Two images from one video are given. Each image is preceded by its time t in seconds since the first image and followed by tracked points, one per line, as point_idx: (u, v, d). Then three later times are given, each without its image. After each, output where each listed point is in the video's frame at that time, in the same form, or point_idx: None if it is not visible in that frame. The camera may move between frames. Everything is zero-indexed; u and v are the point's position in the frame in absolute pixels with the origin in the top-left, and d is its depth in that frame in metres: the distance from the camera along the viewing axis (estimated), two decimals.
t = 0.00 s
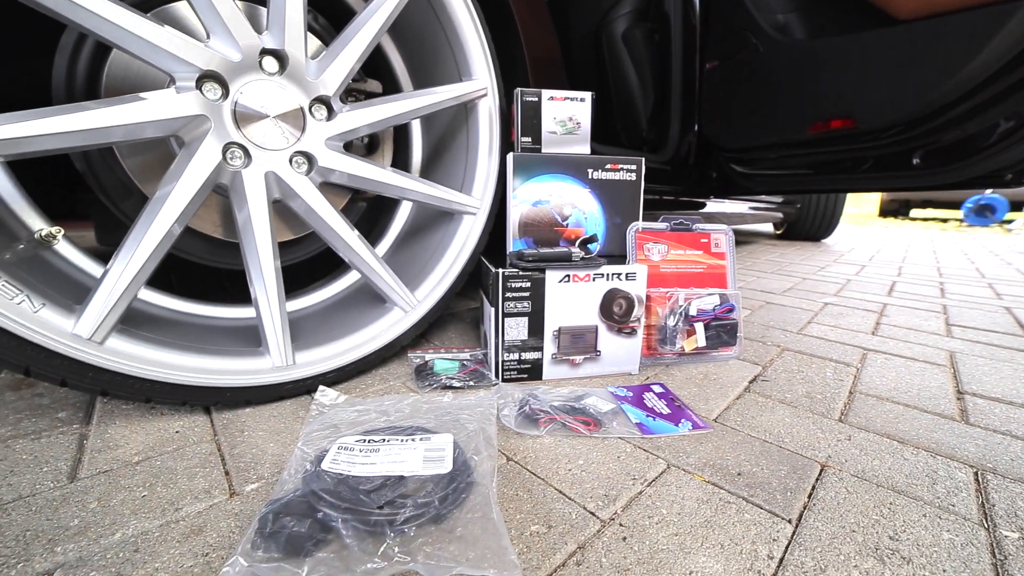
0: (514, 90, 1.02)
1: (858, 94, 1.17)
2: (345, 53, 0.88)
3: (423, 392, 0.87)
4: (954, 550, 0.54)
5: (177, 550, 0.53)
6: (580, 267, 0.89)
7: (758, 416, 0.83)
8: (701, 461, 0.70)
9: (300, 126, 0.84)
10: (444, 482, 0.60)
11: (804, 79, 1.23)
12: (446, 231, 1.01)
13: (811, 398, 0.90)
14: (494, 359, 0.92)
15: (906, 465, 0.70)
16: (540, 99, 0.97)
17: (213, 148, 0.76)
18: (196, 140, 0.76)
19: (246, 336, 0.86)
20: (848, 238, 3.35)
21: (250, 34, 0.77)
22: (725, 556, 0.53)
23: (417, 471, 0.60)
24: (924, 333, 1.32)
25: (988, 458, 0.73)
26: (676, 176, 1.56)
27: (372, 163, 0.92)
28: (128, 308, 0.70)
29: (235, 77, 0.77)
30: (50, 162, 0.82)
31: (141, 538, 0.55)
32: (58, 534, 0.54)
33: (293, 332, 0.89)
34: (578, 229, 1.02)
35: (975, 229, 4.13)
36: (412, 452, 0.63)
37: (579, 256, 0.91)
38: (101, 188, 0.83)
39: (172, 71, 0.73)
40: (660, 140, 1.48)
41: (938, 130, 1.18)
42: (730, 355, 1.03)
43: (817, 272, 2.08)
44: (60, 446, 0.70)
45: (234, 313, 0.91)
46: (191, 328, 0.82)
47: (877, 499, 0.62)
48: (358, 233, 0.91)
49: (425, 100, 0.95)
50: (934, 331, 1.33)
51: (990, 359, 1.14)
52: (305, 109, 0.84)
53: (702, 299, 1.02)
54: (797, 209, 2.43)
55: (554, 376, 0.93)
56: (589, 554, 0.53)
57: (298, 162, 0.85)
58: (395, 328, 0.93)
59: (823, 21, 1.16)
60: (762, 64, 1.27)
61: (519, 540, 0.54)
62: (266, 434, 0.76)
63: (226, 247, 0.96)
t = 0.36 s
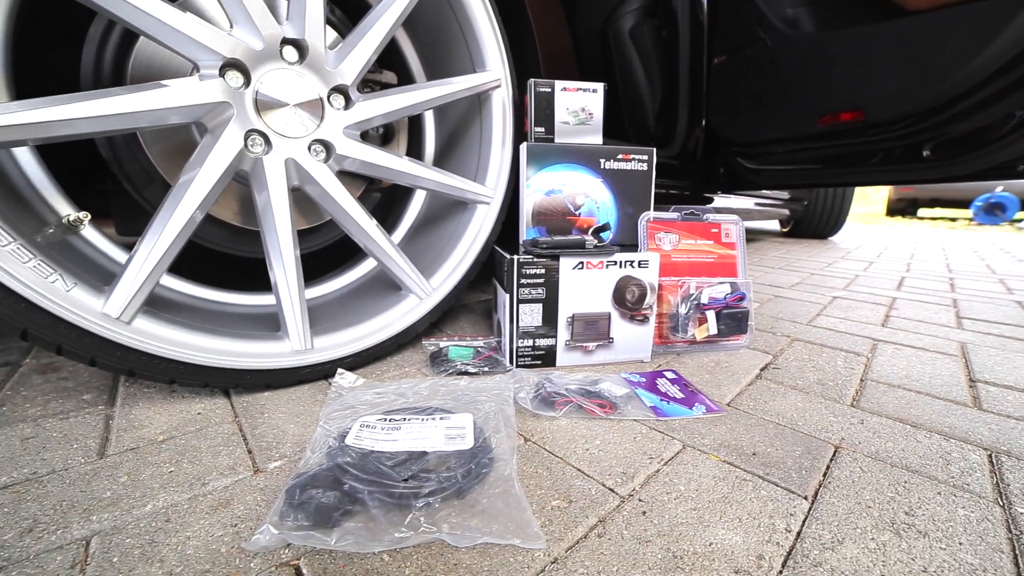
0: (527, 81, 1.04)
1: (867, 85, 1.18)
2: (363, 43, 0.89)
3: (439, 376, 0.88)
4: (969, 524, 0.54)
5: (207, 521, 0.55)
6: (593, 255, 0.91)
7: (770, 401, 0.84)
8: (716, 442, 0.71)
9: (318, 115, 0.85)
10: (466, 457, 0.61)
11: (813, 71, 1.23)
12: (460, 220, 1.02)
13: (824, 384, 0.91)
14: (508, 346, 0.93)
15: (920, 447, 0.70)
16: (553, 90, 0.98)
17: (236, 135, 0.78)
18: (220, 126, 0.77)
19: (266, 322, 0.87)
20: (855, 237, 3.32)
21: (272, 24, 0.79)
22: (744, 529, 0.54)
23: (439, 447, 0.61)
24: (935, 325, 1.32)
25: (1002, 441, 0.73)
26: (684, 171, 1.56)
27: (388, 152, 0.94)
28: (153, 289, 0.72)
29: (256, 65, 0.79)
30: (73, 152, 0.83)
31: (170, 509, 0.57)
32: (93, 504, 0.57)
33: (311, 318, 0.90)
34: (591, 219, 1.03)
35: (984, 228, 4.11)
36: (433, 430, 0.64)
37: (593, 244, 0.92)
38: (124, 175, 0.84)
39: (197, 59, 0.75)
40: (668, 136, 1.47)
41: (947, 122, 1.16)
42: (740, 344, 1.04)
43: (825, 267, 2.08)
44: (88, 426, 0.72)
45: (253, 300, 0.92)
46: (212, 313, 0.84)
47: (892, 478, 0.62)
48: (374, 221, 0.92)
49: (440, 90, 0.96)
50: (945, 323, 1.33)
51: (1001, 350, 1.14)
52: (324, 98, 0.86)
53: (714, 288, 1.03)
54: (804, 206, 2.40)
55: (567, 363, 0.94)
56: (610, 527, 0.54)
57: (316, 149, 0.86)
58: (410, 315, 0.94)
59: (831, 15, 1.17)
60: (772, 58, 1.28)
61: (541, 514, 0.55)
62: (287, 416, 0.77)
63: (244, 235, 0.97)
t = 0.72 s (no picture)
0: (548, 80, 1.04)
1: (887, 82, 1.13)
2: (387, 42, 0.90)
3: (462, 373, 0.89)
4: (1009, 525, 0.54)
5: (244, 514, 0.55)
6: (616, 253, 0.91)
7: (795, 399, 0.83)
8: (743, 439, 0.71)
9: (343, 112, 0.86)
10: (499, 452, 0.61)
11: (830, 69, 1.19)
12: (481, 218, 1.03)
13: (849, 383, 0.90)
14: (531, 343, 0.93)
15: (951, 447, 0.70)
16: (575, 88, 0.99)
17: (263, 133, 0.78)
18: (247, 124, 0.78)
19: (290, 319, 0.88)
20: (867, 237, 3.29)
21: (299, 22, 0.80)
22: (778, 525, 0.53)
23: (472, 442, 0.61)
24: (956, 324, 1.30)
25: None
26: (698, 170, 1.54)
27: (410, 150, 0.94)
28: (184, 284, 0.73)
29: (284, 63, 0.79)
30: (100, 149, 0.84)
31: (207, 502, 0.58)
32: (133, 495, 0.59)
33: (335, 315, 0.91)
34: (612, 217, 1.02)
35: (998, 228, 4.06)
36: (465, 425, 0.64)
37: (615, 242, 0.93)
38: (152, 171, 0.85)
39: (226, 57, 0.76)
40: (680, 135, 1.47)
41: (971, 119, 1.10)
42: (760, 343, 1.04)
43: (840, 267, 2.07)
44: (119, 420, 0.74)
45: (277, 298, 0.92)
46: (238, 309, 0.84)
47: (925, 476, 0.62)
48: (397, 218, 0.92)
49: (462, 89, 0.96)
50: (967, 323, 1.32)
51: None
52: (348, 95, 0.86)
53: (735, 286, 1.02)
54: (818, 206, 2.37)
55: (589, 361, 0.95)
56: (645, 522, 0.54)
57: (341, 147, 0.87)
58: (432, 312, 0.94)
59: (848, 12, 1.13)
60: (789, 57, 1.24)
61: (575, 508, 0.56)
62: (313, 412, 0.77)
63: (268, 233, 0.98)
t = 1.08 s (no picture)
0: (571, 78, 1.05)
1: (909, 78, 1.11)
2: (413, 40, 0.90)
3: (487, 368, 0.89)
4: None
5: (283, 504, 0.56)
6: (640, 249, 0.92)
7: (821, 396, 0.82)
8: (773, 434, 0.70)
9: (371, 109, 0.86)
10: (535, 443, 0.62)
11: (851, 66, 1.18)
12: (504, 214, 1.03)
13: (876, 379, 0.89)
14: (555, 339, 0.94)
15: (987, 445, 0.69)
16: (598, 86, 0.99)
17: (293, 129, 0.79)
18: (278, 119, 0.79)
19: (317, 314, 0.88)
20: (881, 237, 3.26)
21: (330, 20, 0.81)
22: (816, 518, 0.53)
23: (507, 435, 0.62)
24: (982, 323, 1.28)
25: None
26: (713, 168, 1.53)
27: (435, 146, 0.95)
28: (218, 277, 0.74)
29: (314, 60, 0.80)
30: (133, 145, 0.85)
31: (245, 492, 0.58)
32: (174, 484, 0.60)
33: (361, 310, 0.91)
34: (635, 214, 1.02)
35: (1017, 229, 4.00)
36: (499, 418, 0.65)
37: (639, 239, 0.93)
38: (183, 167, 0.87)
39: (258, 54, 0.77)
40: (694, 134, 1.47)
41: (997, 115, 1.08)
42: (781, 341, 1.02)
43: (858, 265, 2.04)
44: (152, 411, 0.76)
45: (305, 294, 0.94)
46: (266, 304, 0.85)
47: (963, 473, 0.61)
48: (423, 214, 0.93)
49: (486, 86, 0.97)
50: (993, 322, 1.29)
51: None
52: (376, 92, 0.87)
53: (757, 283, 1.02)
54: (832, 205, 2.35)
55: (613, 357, 0.95)
56: (682, 514, 0.55)
57: (368, 143, 0.88)
58: (457, 308, 0.95)
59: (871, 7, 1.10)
60: (809, 54, 1.22)
61: (613, 499, 0.56)
62: (342, 405, 0.78)
63: (294, 228, 0.99)
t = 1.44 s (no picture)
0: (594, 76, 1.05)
1: (935, 73, 1.07)
2: (440, 37, 0.90)
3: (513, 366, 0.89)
4: None
5: (322, 499, 0.56)
6: (666, 247, 0.92)
7: (849, 396, 0.80)
8: (804, 433, 0.70)
9: (398, 107, 0.87)
10: (569, 439, 0.62)
11: (874, 62, 1.15)
12: (527, 213, 1.04)
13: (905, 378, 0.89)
14: (580, 337, 0.94)
15: None
16: (622, 85, 0.99)
17: (323, 126, 0.79)
18: (308, 117, 0.79)
19: (344, 312, 0.89)
20: (897, 237, 3.23)
21: (359, 18, 0.82)
22: (855, 516, 0.53)
23: (543, 431, 0.62)
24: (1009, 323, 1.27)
25: None
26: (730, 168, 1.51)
27: (460, 144, 0.95)
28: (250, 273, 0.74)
29: (343, 58, 0.81)
30: (165, 144, 0.86)
31: (283, 487, 0.58)
32: (212, 477, 0.61)
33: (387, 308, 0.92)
34: (658, 212, 1.02)
35: None
36: (533, 415, 0.66)
37: (664, 237, 0.94)
38: (213, 165, 0.88)
39: (290, 52, 0.78)
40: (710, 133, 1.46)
41: None
42: (805, 339, 1.02)
43: (876, 265, 2.02)
44: (184, 407, 0.77)
45: (333, 292, 0.96)
46: (295, 301, 0.86)
47: (1004, 474, 0.61)
48: (448, 212, 0.93)
49: (511, 84, 0.97)
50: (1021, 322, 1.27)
51: None
52: (403, 90, 0.87)
53: (781, 282, 1.02)
54: (848, 205, 2.34)
55: (638, 355, 0.95)
56: (720, 511, 0.55)
57: (395, 141, 0.88)
58: (482, 305, 0.95)
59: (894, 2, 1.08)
60: (830, 52, 1.20)
61: (650, 495, 0.56)
62: (371, 402, 0.78)
63: (319, 226, 1.00)
